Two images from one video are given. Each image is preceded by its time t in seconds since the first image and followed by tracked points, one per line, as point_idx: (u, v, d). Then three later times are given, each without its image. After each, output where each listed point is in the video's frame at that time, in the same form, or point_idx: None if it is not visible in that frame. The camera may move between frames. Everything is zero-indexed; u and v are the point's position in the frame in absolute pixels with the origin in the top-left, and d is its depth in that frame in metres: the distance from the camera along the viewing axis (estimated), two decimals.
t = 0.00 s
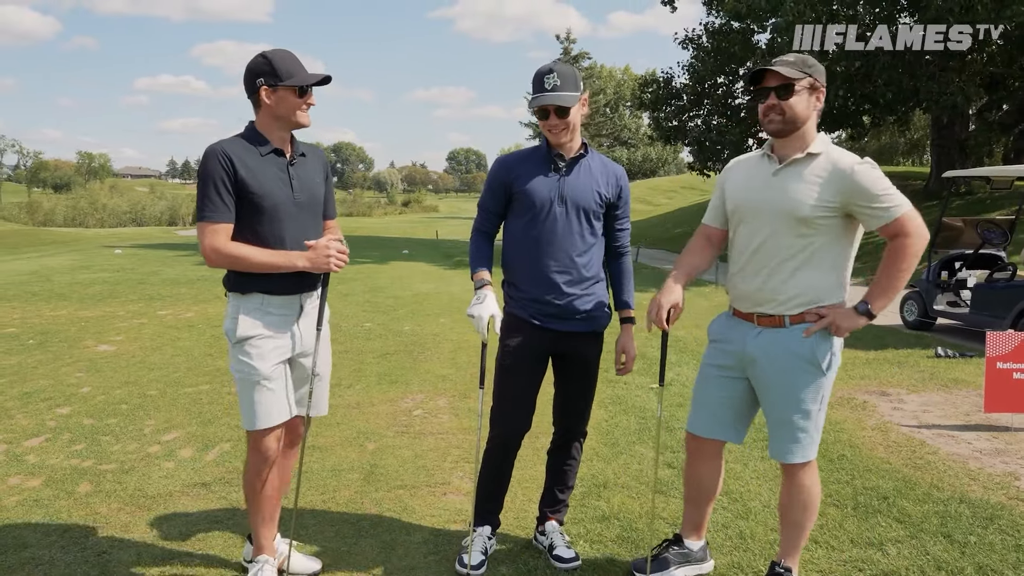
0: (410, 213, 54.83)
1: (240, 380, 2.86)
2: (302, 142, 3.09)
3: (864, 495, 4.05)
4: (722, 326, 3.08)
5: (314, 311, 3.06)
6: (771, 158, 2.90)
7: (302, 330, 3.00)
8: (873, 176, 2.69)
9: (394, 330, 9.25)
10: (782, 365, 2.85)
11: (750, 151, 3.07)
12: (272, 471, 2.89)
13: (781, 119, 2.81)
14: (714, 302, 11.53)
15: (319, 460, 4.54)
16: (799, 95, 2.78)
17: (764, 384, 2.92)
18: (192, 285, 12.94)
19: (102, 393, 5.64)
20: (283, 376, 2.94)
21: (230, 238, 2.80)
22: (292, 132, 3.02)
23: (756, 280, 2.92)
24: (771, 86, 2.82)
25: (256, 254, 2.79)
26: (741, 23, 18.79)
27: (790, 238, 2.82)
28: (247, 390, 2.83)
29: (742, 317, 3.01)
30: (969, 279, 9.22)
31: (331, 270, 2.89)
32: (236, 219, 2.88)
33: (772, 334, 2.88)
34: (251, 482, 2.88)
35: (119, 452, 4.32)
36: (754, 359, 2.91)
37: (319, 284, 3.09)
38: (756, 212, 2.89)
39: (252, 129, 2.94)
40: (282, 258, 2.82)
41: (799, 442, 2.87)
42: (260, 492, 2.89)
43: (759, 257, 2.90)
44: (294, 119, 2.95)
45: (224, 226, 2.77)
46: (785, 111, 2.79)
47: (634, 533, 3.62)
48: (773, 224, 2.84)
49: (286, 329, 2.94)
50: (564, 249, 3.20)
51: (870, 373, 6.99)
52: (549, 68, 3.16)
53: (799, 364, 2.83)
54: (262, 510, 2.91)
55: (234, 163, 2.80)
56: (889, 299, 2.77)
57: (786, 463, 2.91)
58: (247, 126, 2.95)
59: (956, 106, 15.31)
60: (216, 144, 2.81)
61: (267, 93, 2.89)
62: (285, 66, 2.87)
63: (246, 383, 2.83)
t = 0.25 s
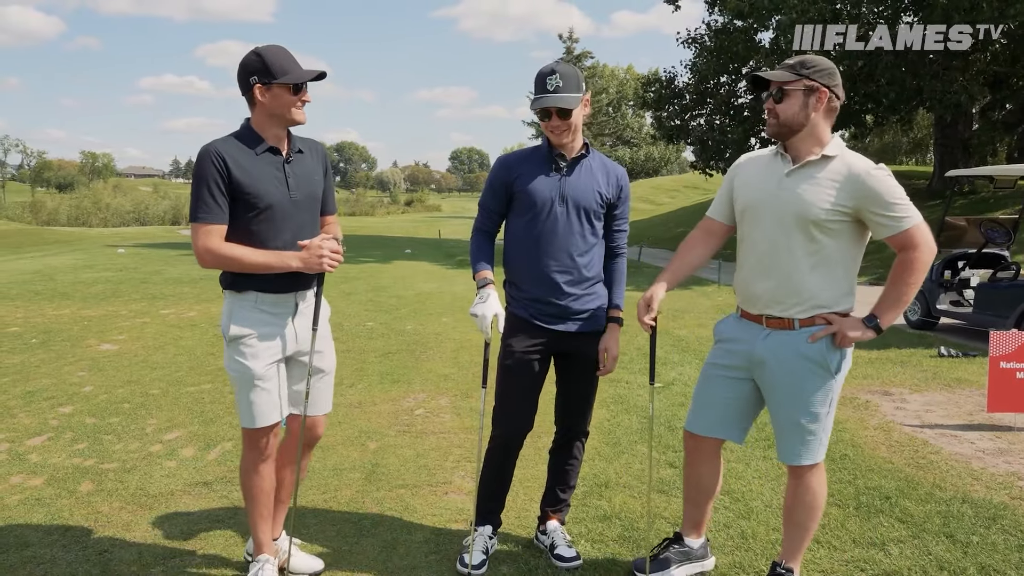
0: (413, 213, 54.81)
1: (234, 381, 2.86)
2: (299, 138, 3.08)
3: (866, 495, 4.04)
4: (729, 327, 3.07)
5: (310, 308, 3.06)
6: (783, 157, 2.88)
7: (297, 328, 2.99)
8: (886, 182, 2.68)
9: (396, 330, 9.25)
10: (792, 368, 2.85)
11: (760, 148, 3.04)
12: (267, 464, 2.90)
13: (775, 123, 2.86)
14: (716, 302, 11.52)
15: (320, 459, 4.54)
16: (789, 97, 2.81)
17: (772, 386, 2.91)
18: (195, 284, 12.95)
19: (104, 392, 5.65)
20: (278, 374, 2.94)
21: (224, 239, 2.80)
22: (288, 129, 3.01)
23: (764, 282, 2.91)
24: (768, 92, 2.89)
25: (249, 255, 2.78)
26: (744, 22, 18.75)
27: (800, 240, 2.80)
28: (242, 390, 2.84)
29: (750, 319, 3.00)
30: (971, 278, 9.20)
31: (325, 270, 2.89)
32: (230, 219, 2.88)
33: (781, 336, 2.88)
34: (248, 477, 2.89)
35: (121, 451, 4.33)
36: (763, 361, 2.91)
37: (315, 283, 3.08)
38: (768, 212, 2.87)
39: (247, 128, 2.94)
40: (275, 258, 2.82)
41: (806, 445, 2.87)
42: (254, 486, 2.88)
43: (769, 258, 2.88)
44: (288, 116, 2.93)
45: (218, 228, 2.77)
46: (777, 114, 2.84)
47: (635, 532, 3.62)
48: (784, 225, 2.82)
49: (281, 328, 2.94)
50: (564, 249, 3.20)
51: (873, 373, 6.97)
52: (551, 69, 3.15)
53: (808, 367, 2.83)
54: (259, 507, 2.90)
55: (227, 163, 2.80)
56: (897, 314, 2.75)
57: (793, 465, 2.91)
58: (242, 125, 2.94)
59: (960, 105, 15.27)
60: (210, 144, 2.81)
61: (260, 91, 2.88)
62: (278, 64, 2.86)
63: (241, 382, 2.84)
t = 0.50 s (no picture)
0: (418, 212, 54.83)
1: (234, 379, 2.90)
2: (300, 139, 3.09)
3: (872, 494, 4.02)
4: (734, 327, 3.06)
5: (310, 305, 3.04)
6: (791, 154, 2.86)
7: (296, 325, 2.98)
8: (896, 182, 2.67)
9: (401, 328, 9.25)
10: (798, 367, 2.84)
11: (769, 145, 3.03)
12: (264, 459, 2.91)
13: (782, 120, 2.86)
14: (721, 301, 11.49)
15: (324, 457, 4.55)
16: (795, 94, 2.81)
17: (777, 384, 2.91)
18: (200, 284, 12.97)
19: (110, 390, 5.67)
20: (277, 372, 2.95)
21: (224, 240, 2.80)
22: (289, 130, 3.02)
23: (770, 280, 2.90)
24: (776, 89, 2.89)
25: (248, 255, 2.78)
26: (749, 20, 18.68)
27: (808, 239, 2.79)
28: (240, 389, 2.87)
29: (755, 319, 2.99)
30: (978, 277, 9.16)
31: (324, 268, 2.86)
32: (230, 221, 2.89)
33: (788, 335, 2.86)
34: (246, 472, 2.91)
35: (126, 449, 4.35)
36: (770, 362, 2.90)
37: (313, 281, 3.07)
38: (776, 210, 2.85)
39: (248, 130, 2.94)
40: (274, 258, 2.81)
41: (811, 445, 2.86)
42: (251, 482, 2.90)
43: (775, 257, 2.87)
44: (289, 117, 2.94)
45: (219, 229, 2.77)
46: (783, 111, 2.84)
47: (639, 532, 3.61)
48: (792, 223, 2.81)
49: (279, 326, 2.94)
50: (568, 248, 3.20)
51: (879, 372, 6.94)
52: (561, 68, 3.14)
53: (814, 367, 2.82)
54: (258, 503, 2.92)
55: (227, 165, 2.80)
56: (903, 316, 2.76)
57: (798, 465, 2.90)
58: (242, 126, 2.95)
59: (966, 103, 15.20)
60: (210, 146, 2.81)
61: (262, 92, 2.89)
62: (279, 65, 2.87)
63: (239, 381, 2.87)
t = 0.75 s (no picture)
0: (420, 210, 54.83)
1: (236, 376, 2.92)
2: (307, 140, 3.09)
3: (874, 493, 4.01)
4: (736, 327, 3.06)
5: (313, 303, 3.03)
6: (790, 154, 2.86)
7: (299, 325, 2.98)
8: (896, 179, 2.65)
9: (402, 327, 9.25)
10: (799, 366, 2.83)
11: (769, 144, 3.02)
12: (266, 456, 2.92)
13: (780, 118, 2.86)
14: (723, 299, 11.47)
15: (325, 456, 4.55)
16: (792, 92, 2.80)
17: (779, 382, 2.90)
18: (202, 283, 12.98)
19: (112, 389, 5.68)
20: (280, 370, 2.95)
21: (227, 236, 2.81)
22: (297, 130, 3.02)
23: (771, 280, 2.89)
24: (774, 88, 2.90)
25: (251, 251, 2.78)
26: (752, 18, 18.63)
27: (808, 238, 2.78)
28: (241, 385, 2.89)
29: (757, 318, 2.98)
30: (981, 275, 9.14)
31: (323, 266, 2.85)
32: (235, 219, 2.90)
33: (789, 334, 2.85)
34: (248, 468, 2.91)
35: (127, 448, 4.35)
36: (771, 361, 2.90)
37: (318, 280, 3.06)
38: (776, 209, 2.85)
39: (255, 129, 2.95)
40: (275, 255, 2.81)
41: (813, 444, 2.85)
42: (255, 480, 2.91)
43: (776, 256, 2.86)
44: (297, 117, 2.94)
45: (223, 225, 2.78)
46: (781, 109, 2.84)
47: (641, 530, 3.61)
48: (792, 222, 2.80)
49: (281, 324, 2.94)
50: (571, 246, 3.19)
51: (882, 370, 6.93)
52: (578, 67, 3.13)
53: (816, 365, 2.81)
54: (260, 500, 2.92)
55: (233, 163, 2.81)
56: (904, 314, 2.74)
57: (800, 463, 2.89)
58: (250, 125, 2.96)
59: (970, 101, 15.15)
60: (216, 144, 2.83)
61: (271, 92, 2.89)
62: (288, 65, 2.87)
63: (240, 378, 2.89)
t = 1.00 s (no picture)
0: (419, 210, 54.82)
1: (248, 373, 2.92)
2: (322, 141, 3.09)
3: (874, 492, 4.01)
4: (734, 326, 3.05)
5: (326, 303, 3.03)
6: (786, 154, 2.86)
7: (311, 325, 2.98)
8: (891, 178, 2.64)
9: (402, 327, 9.25)
10: (796, 366, 2.83)
11: (766, 144, 3.02)
12: (273, 456, 2.92)
13: (776, 118, 2.86)
14: (723, 299, 11.46)
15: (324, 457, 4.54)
16: (787, 92, 2.79)
17: (776, 382, 2.90)
18: (202, 283, 12.98)
19: (111, 390, 5.67)
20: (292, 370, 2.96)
21: (239, 232, 2.82)
22: (312, 131, 3.02)
23: (767, 280, 2.89)
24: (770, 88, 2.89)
25: (260, 246, 2.79)
26: (751, 17, 18.62)
27: (803, 238, 2.78)
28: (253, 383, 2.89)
29: (754, 318, 2.98)
30: (981, 274, 9.14)
31: (328, 263, 2.85)
32: (248, 216, 2.90)
33: (786, 334, 2.85)
34: (254, 468, 2.92)
35: (126, 449, 4.35)
36: (768, 361, 2.89)
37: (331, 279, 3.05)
38: (771, 210, 2.85)
39: (272, 129, 2.96)
40: (282, 250, 2.81)
41: (811, 444, 2.85)
42: (259, 480, 2.91)
43: (771, 256, 2.86)
44: (313, 119, 2.94)
45: (234, 222, 2.79)
46: (776, 110, 2.84)
47: (640, 531, 3.60)
48: (787, 222, 2.80)
49: (293, 324, 2.93)
50: (569, 244, 3.18)
51: (881, 370, 6.92)
52: (581, 65, 3.12)
53: (812, 365, 2.81)
54: (264, 500, 2.92)
55: (247, 162, 2.82)
56: (901, 313, 2.73)
57: (798, 463, 2.89)
58: (267, 125, 2.97)
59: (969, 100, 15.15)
60: (232, 143, 2.84)
61: (288, 93, 2.89)
62: (305, 66, 2.87)
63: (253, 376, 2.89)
